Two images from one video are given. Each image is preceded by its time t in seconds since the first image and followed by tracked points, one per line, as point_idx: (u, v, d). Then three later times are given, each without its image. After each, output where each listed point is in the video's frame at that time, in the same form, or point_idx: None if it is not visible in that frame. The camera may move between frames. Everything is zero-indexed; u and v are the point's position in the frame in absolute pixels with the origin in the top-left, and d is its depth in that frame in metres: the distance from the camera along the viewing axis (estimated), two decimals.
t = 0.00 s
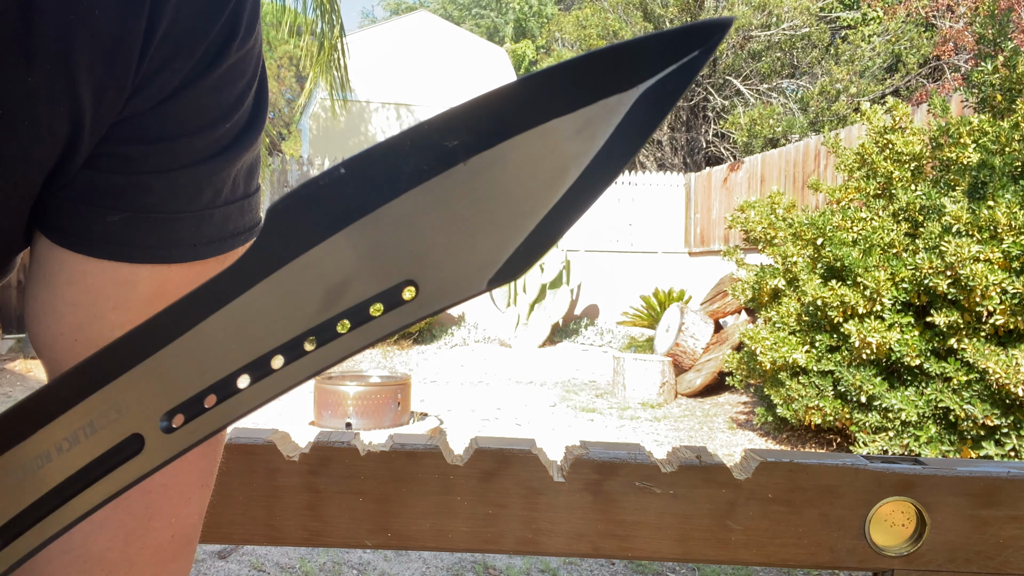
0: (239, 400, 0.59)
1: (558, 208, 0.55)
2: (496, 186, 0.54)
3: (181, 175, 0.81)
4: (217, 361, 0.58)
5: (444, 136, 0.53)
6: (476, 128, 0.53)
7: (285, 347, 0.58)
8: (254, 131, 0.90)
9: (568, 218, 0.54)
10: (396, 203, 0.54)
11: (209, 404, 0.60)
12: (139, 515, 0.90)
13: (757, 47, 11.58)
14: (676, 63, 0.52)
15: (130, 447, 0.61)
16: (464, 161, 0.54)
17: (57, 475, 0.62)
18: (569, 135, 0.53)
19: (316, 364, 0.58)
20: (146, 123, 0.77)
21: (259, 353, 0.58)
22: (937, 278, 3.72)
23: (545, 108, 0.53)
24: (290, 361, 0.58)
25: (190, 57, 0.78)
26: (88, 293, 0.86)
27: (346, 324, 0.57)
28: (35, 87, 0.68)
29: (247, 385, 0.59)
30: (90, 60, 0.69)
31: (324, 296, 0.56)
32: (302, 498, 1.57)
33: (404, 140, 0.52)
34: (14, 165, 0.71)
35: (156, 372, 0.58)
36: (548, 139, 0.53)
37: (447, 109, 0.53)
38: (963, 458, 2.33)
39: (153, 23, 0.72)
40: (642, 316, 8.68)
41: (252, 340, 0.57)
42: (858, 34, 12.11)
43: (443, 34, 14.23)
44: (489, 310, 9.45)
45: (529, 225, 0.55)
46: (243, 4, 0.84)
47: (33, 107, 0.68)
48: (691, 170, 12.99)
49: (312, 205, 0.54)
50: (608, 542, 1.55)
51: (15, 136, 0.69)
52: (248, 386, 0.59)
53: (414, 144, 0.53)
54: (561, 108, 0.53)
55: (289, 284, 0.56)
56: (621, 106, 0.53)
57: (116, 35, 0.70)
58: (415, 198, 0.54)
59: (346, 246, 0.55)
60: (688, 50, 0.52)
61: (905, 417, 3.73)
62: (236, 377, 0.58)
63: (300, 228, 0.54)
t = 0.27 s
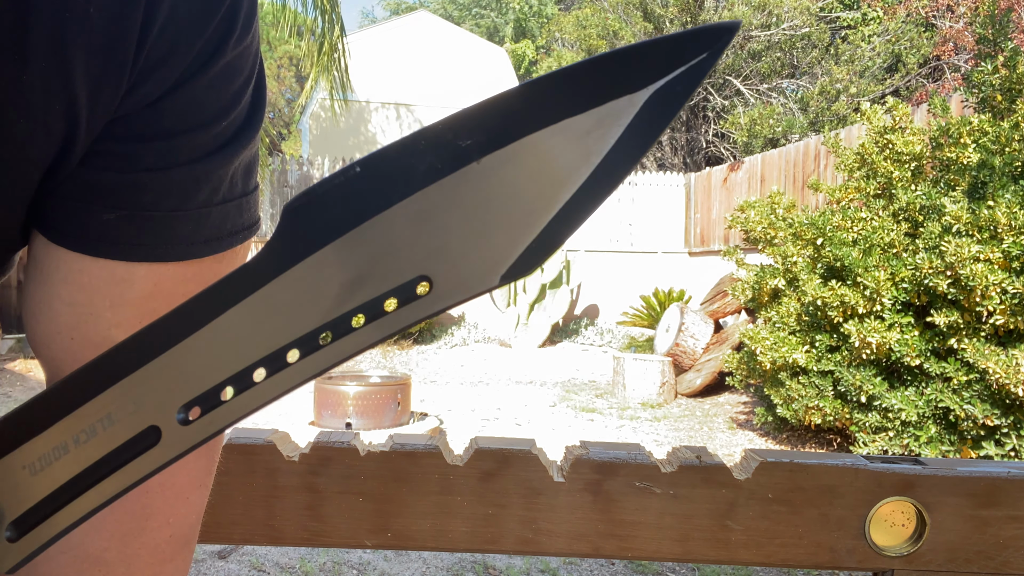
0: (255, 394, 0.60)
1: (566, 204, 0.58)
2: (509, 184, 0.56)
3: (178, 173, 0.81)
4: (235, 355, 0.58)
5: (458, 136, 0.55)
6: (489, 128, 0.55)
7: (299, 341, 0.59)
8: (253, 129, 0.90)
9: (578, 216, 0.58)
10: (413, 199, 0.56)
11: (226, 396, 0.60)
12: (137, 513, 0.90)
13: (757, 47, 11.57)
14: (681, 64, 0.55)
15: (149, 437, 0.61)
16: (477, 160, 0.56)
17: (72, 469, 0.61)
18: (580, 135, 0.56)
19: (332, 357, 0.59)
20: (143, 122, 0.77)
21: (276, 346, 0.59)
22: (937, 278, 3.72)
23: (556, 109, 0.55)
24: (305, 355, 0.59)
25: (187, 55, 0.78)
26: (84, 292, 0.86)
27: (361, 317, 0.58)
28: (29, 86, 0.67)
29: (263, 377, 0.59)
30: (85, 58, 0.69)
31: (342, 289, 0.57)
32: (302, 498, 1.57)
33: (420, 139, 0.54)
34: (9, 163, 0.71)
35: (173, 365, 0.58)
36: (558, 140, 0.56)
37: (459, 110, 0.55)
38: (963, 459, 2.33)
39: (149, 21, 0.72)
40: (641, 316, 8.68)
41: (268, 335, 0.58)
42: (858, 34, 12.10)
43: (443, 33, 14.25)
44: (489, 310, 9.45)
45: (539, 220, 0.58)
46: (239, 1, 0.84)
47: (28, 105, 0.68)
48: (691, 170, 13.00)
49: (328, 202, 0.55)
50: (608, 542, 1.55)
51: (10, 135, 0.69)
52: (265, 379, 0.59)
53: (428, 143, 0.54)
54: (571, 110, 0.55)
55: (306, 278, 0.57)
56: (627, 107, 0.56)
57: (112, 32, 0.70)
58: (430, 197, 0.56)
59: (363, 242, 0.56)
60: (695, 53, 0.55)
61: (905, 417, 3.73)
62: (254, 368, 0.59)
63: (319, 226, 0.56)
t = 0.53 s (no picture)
0: (264, 374, 0.59)
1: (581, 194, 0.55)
2: (522, 164, 0.53)
3: (177, 173, 0.81)
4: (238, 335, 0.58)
5: (468, 111, 0.52)
6: (501, 104, 0.52)
7: (309, 322, 0.57)
8: (251, 128, 0.90)
9: (598, 201, 0.54)
10: (421, 180, 0.54)
11: (235, 374, 0.59)
12: (137, 512, 0.90)
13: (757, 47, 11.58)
14: (707, 45, 0.52)
15: (159, 415, 0.61)
16: (489, 141, 0.53)
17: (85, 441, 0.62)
18: (593, 116, 0.53)
19: (341, 339, 0.57)
20: (143, 121, 0.77)
21: (283, 328, 0.58)
22: (937, 278, 3.72)
23: (573, 85, 0.52)
24: (315, 338, 0.57)
25: (186, 55, 0.78)
26: (84, 291, 0.87)
27: (371, 301, 0.57)
28: (29, 90, 0.67)
29: (272, 358, 0.58)
30: (84, 61, 0.69)
31: (350, 271, 0.56)
32: (302, 498, 1.57)
33: (425, 113, 0.52)
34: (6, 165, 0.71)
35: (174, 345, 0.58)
36: (573, 124, 0.53)
37: (470, 85, 0.53)
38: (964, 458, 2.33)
39: (148, 22, 0.72)
40: (641, 316, 8.68)
41: (270, 318, 0.57)
42: (858, 34, 12.11)
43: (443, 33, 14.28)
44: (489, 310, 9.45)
45: (556, 207, 0.54)
46: (239, 1, 0.83)
47: (26, 109, 0.68)
48: (691, 169, 13.01)
49: (330, 177, 0.53)
50: (608, 542, 1.55)
51: (8, 138, 0.68)
52: (274, 360, 0.58)
53: (438, 119, 0.53)
54: (590, 87, 0.52)
55: (315, 255, 0.55)
56: (656, 83, 0.53)
57: (111, 33, 0.69)
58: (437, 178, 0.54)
59: (367, 222, 0.55)
60: (723, 32, 0.52)
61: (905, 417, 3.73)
62: (226, 369, 0.59)
63: (328, 201, 0.54)
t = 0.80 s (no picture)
0: (291, 381, 0.62)
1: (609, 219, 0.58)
2: (549, 186, 0.56)
3: (178, 175, 0.81)
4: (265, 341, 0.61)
5: (499, 129, 0.56)
6: (531, 123, 0.55)
7: (335, 335, 0.61)
8: (252, 133, 0.90)
9: (622, 225, 0.57)
10: (450, 196, 0.57)
11: (260, 382, 0.62)
12: (137, 512, 0.90)
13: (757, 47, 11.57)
14: (740, 81, 0.56)
15: (184, 419, 0.64)
16: (517, 161, 0.56)
17: (112, 440, 0.65)
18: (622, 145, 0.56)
19: (368, 351, 0.61)
20: (145, 124, 0.77)
21: (308, 339, 0.61)
22: (936, 278, 3.72)
23: (603, 110, 0.55)
24: (340, 351, 0.61)
25: (190, 58, 0.78)
26: (84, 293, 0.87)
27: (396, 315, 0.60)
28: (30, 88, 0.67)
29: (297, 367, 0.62)
30: (87, 61, 0.69)
31: (379, 284, 0.59)
32: (302, 498, 1.57)
33: (456, 127, 0.55)
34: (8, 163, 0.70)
35: (201, 348, 0.61)
36: (602, 148, 0.56)
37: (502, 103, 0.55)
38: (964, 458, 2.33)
39: (152, 25, 0.72)
40: (641, 316, 8.68)
41: (300, 328, 0.61)
42: (858, 34, 12.11)
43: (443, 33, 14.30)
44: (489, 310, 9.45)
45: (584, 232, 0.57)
46: (242, 6, 0.84)
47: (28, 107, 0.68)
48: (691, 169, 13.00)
49: (361, 186, 0.57)
50: (608, 542, 1.55)
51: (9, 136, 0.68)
52: (298, 370, 0.62)
53: (467, 133, 0.56)
54: (621, 114, 0.55)
55: (346, 265, 0.59)
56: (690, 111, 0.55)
57: (115, 34, 0.70)
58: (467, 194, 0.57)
59: (397, 237, 0.58)
60: (753, 68, 0.56)
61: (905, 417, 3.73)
62: (254, 376, 0.62)
63: (360, 211, 0.57)
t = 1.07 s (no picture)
0: (305, 369, 0.64)
1: (610, 223, 0.58)
2: (552, 188, 0.58)
3: (179, 175, 0.81)
4: (278, 329, 0.63)
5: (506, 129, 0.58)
6: (538, 123, 0.57)
7: (347, 325, 0.63)
8: (253, 134, 0.90)
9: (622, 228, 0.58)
10: (457, 193, 0.58)
11: (275, 367, 0.65)
12: (134, 512, 0.90)
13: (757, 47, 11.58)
14: (740, 87, 0.56)
15: (201, 405, 0.67)
16: (524, 161, 0.58)
17: (130, 422, 0.68)
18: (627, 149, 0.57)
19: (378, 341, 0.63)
20: (148, 125, 0.78)
21: (320, 330, 0.63)
22: (937, 278, 3.72)
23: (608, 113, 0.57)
24: (351, 339, 0.63)
25: (192, 60, 0.78)
26: (83, 293, 0.87)
27: (406, 307, 0.62)
28: (34, 88, 0.67)
29: (310, 355, 0.64)
30: (91, 61, 0.69)
31: (387, 279, 0.61)
32: (302, 498, 1.57)
33: (464, 125, 0.58)
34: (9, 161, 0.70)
35: (215, 335, 0.64)
36: (604, 150, 0.57)
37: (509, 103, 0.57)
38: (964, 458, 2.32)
39: (154, 25, 0.72)
40: (641, 316, 8.68)
41: (312, 317, 0.63)
42: (858, 34, 12.10)
43: (443, 34, 14.31)
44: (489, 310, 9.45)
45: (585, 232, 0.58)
46: (243, 7, 0.84)
47: (31, 107, 0.68)
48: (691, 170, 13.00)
49: (372, 181, 0.59)
50: (608, 542, 1.55)
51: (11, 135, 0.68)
52: (312, 357, 0.64)
53: (472, 131, 0.58)
54: (624, 118, 0.56)
55: (356, 259, 0.61)
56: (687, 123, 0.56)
57: (119, 35, 0.70)
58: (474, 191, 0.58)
59: (406, 232, 0.60)
60: (754, 77, 0.56)
61: (905, 417, 3.73)
62: (269, 360, 0.65)
63: (371, 206, 0.59)
